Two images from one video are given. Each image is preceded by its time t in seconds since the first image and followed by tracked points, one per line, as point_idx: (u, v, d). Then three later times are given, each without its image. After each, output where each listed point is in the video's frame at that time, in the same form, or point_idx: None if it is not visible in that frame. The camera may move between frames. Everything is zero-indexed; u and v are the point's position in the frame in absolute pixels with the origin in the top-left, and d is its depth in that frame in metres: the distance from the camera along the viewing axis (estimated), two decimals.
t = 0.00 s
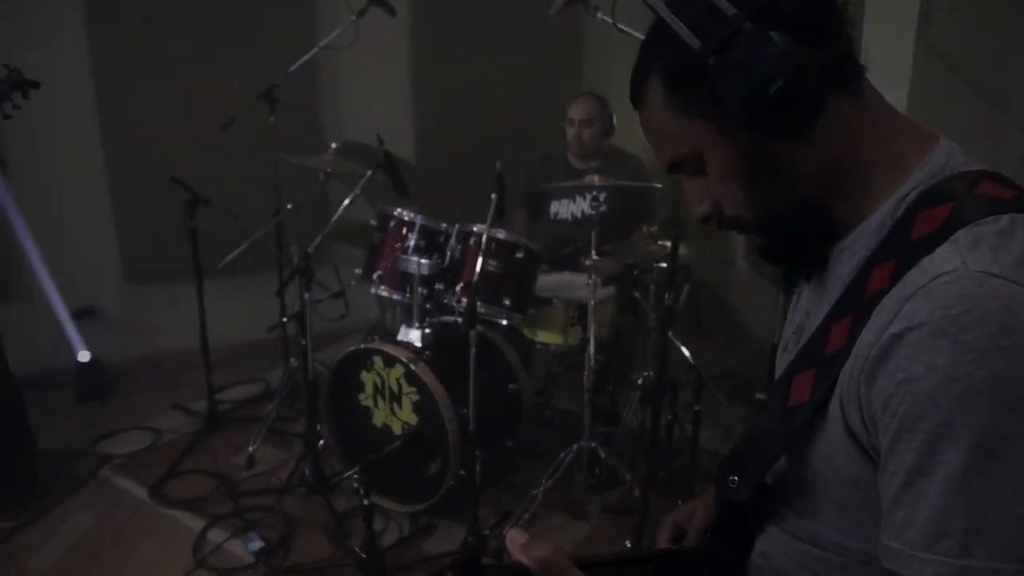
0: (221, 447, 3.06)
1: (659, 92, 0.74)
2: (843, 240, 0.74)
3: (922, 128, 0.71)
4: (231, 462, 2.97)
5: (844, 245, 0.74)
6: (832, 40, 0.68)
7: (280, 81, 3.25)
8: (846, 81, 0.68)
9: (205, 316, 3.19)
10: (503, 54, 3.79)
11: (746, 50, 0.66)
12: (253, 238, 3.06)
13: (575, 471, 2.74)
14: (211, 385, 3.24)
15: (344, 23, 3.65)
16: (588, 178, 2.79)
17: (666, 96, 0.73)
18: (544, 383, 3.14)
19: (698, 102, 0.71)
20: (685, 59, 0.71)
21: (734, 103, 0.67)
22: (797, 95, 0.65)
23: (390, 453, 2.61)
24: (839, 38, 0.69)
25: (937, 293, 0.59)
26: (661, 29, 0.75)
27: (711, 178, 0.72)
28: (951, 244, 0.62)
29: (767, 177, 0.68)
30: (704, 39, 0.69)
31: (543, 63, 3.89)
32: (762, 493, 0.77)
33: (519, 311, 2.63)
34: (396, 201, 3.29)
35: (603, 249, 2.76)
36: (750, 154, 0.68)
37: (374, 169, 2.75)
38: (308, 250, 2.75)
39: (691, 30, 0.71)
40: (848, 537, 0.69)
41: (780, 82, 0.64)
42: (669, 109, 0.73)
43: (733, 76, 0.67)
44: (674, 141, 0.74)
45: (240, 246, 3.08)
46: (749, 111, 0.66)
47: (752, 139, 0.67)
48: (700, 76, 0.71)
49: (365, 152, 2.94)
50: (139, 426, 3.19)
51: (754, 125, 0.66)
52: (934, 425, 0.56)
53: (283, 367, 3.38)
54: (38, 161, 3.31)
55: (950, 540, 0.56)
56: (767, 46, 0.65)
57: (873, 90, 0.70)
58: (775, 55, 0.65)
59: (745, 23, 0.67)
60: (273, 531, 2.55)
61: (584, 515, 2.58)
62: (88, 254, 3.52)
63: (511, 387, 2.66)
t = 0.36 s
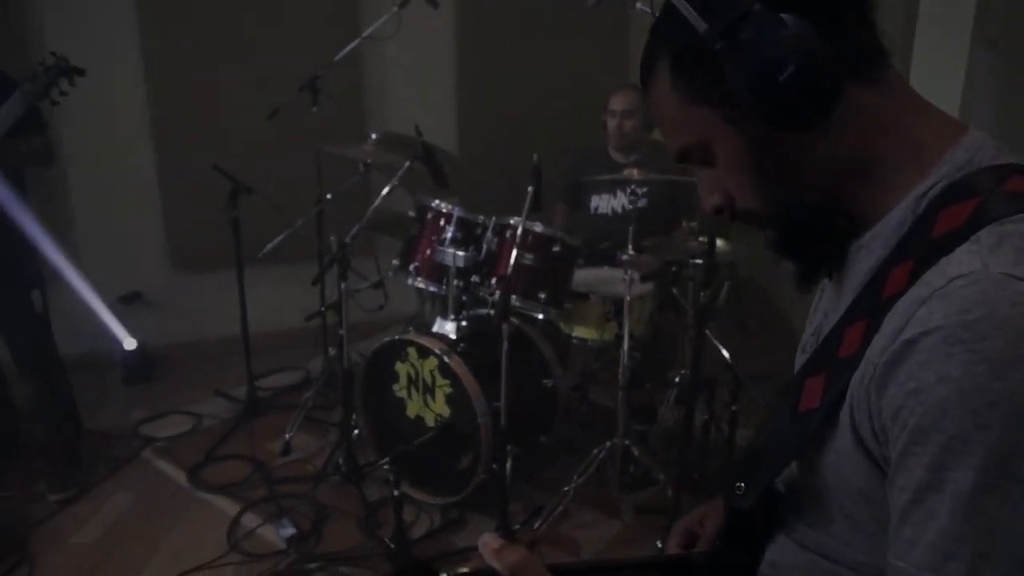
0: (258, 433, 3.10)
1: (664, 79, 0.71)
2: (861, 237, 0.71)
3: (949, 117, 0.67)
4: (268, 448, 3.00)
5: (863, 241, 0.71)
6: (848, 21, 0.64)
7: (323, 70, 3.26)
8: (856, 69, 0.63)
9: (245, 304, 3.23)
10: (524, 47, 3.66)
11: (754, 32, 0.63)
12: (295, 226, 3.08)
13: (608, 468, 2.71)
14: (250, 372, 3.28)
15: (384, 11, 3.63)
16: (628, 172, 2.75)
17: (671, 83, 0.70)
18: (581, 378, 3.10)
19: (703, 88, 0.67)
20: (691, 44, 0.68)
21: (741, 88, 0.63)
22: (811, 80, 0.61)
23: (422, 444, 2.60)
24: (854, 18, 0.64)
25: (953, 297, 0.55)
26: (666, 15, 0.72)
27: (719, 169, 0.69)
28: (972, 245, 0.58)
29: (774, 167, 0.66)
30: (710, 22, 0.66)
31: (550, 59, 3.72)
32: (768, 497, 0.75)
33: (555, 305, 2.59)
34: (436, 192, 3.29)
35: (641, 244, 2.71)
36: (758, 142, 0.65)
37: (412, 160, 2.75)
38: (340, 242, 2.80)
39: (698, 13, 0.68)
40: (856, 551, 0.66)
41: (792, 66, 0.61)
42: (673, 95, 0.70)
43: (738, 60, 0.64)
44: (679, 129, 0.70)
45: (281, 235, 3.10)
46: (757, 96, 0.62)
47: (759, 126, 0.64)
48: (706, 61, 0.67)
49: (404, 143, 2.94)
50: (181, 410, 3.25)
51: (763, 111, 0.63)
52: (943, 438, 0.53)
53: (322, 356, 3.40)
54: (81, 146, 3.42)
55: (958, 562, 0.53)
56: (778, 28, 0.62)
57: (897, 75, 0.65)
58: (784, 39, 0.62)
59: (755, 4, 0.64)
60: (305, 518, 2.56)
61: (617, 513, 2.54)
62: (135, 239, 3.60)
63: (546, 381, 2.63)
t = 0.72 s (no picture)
0: (300, 424, 3.15)
1: (683, 71, 0.71)
2: (879, 239, 0.71)
3: (971, 119, 0.66)
4: (309, 440, 3.05)
5: (882, 243, 0.71)
6: (860, 20, 0.62)
7: (369, 68, 3.29)
8: (866, 70, 0.62)
9: (288, 297, 3.28)
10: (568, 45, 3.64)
11: (769, 29, 0.63)
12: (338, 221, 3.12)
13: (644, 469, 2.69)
14: (294, 364, 3.34)
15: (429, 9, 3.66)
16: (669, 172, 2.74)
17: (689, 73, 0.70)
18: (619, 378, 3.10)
19: (718, 81, 0.67)
20: (707, 36, 0.68)
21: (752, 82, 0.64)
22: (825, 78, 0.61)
23: (458, 439, 2.62)
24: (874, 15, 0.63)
25: (964, 305, 0.54)
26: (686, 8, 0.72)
27: (734, 163, 0.69)
28: (986, 252, 0.57)
29: (785, 165, 0.65)
30: (728, 14, 0.66)
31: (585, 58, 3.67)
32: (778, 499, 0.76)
33: (593, 304, 2.57)
34: (478, 190, 3.30)
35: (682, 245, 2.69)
36: (774, 138, 0.65)
37: (454, 158, 2.77)
38: (381, 238, 2.85)
39: (716, 6, 0.68)
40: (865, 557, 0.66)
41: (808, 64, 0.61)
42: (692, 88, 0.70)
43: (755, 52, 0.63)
44: (695, 122, 0.70)
45: (324, 231, 3.14)
46: (768, 93, 0.63)
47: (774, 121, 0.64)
48: (723, 54, 0.67)
49: (447, 141, 2.96)
50: (226, 401, 3.32)
51: (775, 108, 0.63)
52: (948, 447, 0.52)
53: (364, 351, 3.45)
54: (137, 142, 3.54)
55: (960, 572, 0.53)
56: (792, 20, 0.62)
57: (919, 75, 0.64)
58: (799, 38, 0.62)
59: None
60: (342, 509, 2.60)
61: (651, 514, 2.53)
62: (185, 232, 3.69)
63: (583, 381, 2.63)
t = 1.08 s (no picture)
0: (338, 417, 3.21)
1: (704, 55, 0.70)
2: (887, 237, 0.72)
3: (985, 121, 0.66)
4: (346, 432, 3.10)
5: (891, 242, 0.72)
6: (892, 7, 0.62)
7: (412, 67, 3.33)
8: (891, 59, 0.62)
9: (329, 292, 3.34)
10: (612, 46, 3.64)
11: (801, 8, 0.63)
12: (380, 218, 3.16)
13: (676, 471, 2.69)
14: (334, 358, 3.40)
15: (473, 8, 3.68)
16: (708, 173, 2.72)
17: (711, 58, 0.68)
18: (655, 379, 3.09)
19: (743, 61, 0.66)
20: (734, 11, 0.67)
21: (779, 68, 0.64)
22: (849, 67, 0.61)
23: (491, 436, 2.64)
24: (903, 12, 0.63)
25: (961, 306, 0.55)
26: None
27: (746, 154, 0.68)
28: (986, 253, 0.58)
29: (801, 153, 0.65)
30: None
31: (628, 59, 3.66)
32: (781, 496, 0.78)
33: (628, 305, 2.57)
34: (517, 190, 3.32)
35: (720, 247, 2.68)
36: (794, 130, 0.64)
37: (494, 157, 2.79)
38: (420, 235, 2.88)
39: None
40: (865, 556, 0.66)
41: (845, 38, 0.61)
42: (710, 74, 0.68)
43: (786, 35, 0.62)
44: (707, 108, 0.69)
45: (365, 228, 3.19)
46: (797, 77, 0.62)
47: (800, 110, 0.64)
48: (749, 30, 0.66)
49: (487, 140, 2.98)
50: (267, 392, 3.40)
51: (799, 90, 0.63)
52: (940, 446, 0.53)
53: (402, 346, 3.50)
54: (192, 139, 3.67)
55: (949, 569, 0.53)
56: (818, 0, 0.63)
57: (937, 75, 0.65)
58: (831, 19, 0.62)
59: None
60: (375, 501, 2.64)
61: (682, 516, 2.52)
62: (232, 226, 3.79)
63: (616, 380, 2.64)
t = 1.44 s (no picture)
0: (373, 410, 3.26)
1: (742, 14, 0.77)
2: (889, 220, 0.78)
3: (983, 116, 0.73)
4: (381, 425, 3.15)
5: (894, 225, 0.78)
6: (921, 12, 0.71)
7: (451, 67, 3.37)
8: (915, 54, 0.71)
9: (366, 288, 3.40)
10: (650, 46, 3.65)
11: None
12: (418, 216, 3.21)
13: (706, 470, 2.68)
14: (371, 352, 3.46)
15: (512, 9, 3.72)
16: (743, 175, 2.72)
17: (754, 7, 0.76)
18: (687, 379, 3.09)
19: (787, 26, 0.74)
20: None
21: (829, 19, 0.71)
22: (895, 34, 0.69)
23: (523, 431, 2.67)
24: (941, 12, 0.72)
25: (948, 289, 0.57)
26: None
27: (767, 111, 0.76)
28: (974, 242, 0.60)
29: (819, 121, 0.73)
30: None
31: (667, 59, 3.67)
32: (781, 479, 0.81)
33: (660, 304, 2.58)
34: (552, 189, 3.34)
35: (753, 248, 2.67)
36: (823, 89, 0.72)
37: (529, 156, 2.82)
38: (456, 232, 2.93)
39: None
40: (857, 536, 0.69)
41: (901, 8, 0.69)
42: (751, 26, 0.76)
43: None
44: (735, 63, 0.78)
45: (402, 225, 3.24)
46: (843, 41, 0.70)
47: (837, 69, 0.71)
48: None
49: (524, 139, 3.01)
50: (306, 384, 3.47)
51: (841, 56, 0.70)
52: (923, 423, 0.55)
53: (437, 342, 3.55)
54: (237, 136, 3.77)
55: (928, 542, 0.55)
56: None
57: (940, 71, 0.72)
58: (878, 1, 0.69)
59: None
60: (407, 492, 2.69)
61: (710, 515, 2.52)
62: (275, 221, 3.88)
63: (647, 378, 2.65)
